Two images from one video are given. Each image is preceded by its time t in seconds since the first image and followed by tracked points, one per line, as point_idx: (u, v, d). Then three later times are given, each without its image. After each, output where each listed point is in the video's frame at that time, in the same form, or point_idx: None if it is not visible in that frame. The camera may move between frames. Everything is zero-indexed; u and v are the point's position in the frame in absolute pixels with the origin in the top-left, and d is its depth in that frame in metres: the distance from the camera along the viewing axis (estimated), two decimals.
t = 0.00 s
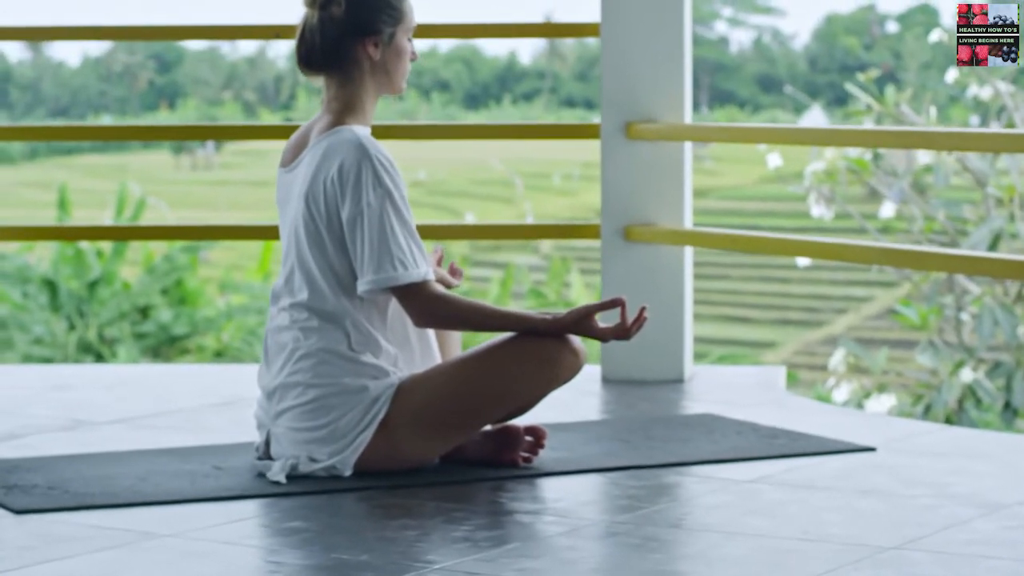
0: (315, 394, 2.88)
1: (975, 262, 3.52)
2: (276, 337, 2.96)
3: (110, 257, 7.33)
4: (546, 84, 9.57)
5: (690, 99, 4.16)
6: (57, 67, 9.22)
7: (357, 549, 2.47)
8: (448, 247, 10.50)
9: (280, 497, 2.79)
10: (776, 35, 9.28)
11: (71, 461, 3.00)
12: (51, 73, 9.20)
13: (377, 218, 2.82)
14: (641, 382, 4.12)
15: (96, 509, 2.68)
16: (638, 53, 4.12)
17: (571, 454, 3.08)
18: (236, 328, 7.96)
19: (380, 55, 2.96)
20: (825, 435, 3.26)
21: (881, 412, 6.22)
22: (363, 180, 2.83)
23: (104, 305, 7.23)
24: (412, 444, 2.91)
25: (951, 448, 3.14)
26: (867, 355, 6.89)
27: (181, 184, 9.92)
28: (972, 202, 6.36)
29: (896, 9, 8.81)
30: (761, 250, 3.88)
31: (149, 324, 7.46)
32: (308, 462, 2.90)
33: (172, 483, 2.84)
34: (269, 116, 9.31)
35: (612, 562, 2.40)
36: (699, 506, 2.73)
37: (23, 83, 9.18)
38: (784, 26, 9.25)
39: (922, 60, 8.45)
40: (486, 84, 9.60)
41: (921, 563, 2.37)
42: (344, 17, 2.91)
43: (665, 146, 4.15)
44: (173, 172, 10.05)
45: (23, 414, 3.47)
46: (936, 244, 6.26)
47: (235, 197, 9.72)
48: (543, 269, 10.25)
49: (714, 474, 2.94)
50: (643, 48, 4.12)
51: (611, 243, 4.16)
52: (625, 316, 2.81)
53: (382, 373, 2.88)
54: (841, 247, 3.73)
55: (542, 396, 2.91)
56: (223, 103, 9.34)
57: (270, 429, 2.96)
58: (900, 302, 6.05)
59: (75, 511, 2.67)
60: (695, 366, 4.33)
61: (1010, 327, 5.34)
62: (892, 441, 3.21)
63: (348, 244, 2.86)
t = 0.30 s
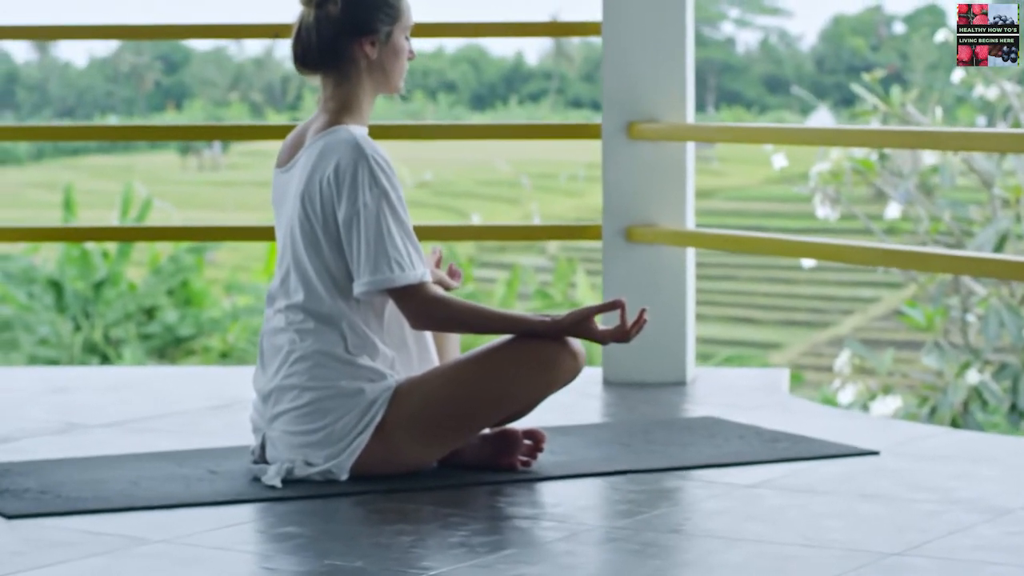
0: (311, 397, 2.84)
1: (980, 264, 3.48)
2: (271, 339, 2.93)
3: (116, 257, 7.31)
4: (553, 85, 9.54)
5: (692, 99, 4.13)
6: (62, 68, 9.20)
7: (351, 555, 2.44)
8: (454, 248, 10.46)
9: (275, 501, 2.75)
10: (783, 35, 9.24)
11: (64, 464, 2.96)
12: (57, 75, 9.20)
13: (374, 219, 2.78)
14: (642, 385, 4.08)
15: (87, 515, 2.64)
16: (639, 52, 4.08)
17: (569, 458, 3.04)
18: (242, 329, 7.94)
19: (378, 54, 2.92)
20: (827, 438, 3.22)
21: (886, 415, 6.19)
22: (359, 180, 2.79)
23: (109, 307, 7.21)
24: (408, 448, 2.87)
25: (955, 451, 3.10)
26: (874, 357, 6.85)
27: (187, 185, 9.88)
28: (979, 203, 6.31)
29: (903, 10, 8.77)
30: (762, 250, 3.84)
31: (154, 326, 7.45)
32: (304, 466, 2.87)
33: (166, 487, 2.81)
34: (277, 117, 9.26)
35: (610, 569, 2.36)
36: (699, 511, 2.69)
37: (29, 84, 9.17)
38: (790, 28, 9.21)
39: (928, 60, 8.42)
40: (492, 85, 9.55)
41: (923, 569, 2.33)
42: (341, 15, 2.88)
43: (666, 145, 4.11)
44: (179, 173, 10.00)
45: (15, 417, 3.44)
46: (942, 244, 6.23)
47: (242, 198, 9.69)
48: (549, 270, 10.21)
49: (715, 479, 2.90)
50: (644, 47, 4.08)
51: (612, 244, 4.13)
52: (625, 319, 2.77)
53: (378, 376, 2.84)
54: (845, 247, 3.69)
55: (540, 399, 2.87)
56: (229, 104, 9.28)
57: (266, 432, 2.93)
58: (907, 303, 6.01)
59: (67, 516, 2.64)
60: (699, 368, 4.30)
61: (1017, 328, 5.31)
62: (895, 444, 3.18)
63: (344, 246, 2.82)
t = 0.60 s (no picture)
0: (306, 402, 2.81)
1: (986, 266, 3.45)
2: (266, 343, 2.90)
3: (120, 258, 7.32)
4: (557, 86, 9.56)
5: (693, 100, 4.09)
6: (68, 70, 9.19)
7: (344, 562, 2.41)
8: (459, 250, 10.42)
9: (269, 507, 2.72)
10: (788, 36, 9.24)
11: (56, 469, 2.93)
12: (63, 76, 9.21)
13: (369, 221, 2.75)
14: (641, 389, 4.05)
15: (79, 521, 2.61)
16: (641, 52, 4.05)
17: (568, 463, 3.00)
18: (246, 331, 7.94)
19: (373, 54, 2.89)
20: (828, 443, 3.19)
21: (890, 417, 6.16)
22: (354, 181, 2.76)
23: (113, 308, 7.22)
24: (404, 452, 2.84)
25: (959, 457, 3.07)
26: (879, 359, 6.82)
27: (192, 187, 9.87)
28: (985, 205, 6.29)
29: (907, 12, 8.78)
30: (764, 253, 3.81)
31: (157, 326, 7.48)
32: (299, 471, 2.83)
33: (159, 492, 2.77)
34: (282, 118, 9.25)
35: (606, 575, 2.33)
36: (699, 517, 2.66)
37: (35, 85, 9.21)
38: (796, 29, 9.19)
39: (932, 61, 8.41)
40: (498, 86, 9.53)
41: None
42: (336, 15, 2.85)
43: (666, 146, 4.08)
44: (184, 174, 9.98)
45: (10, 421, 3.40)
46: (946, 245, 6.21)
47: (247, 199, 9.68)
48: (553, 271, 10.19)
49: (715, 484, 2.87)
50: (645, 47, 4.05)
51: (612, 246, 4.09)
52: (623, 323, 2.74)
53: (374, 380, 2.81)
54: (847, 250, 3.66)
55: (538, 403, 2.84)
56: (233, 105, 9.26)
57: (260, 437, 2.89)
58: (911, 305, 5.99)
59: (57, 522, 2.60)
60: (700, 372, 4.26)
61: (1022, 331, 5.28)
62: (897, 449, 3.14)
63: (339, 248, 2.79)
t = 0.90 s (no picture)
0: (300, 405, 2.77)
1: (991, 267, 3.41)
2: (260, 346, 2.86)
3: (125, 260, 7.31)
4: (564, 87, 9.48)
5: (695, 100, 4.06)
6: (74, 71, 8.99)
7: (337, 569, 2.37)
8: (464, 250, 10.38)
9: (264, 511, 2.68)
10: (795, 38, 9.19)
11: (48, 472, 2.89)
12: (70, 77, 9.00)
13: (365, 221, 2.71)
14: (642, 391, 4.01)
15: (69, 526, 2.57)
16: (642, 51, 4.01)
17: (567, 467, 2.97)
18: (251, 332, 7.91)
19: (369, 53, 2.85)
20: (830, 447, 3.15)
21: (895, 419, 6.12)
22: (350, 182, 2.72)
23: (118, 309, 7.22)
24: (400, 456, 2.80)
25: (962, 461, 3.03)
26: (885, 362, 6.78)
27: (199, 188, 9.83)
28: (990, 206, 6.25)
29: (914, 12, 8.73)
30: (765, 254, 3.77)
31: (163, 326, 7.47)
32: (293, 475, 2.80)
33: (152, 497, 2.74)
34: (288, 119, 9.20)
35: None
36: (699, 522, 2.62)
37: (42, 87, 8.97)
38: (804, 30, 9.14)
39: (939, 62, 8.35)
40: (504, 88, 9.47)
41: None
42: (331, 13, 2.81)
43: (668, 146, 4.04)
44: (191, 175, 9.95)
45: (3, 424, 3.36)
46: (952, 246, 6.17)
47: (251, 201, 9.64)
48: (558, 272, 10.15)
49: (715, 488, 2.83)
50: (647, 46, 4.01)
51: (614, 248, 4.06)
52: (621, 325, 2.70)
53: (370, 383, 2.78)
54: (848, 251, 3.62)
55: (537, 406, 2.80)
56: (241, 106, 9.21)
57: (254, 440, 2.86)
58: (917, 306, 5.95)
59: (47, 527, 2.57)
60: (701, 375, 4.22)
61: None
62: (900, 453, 3.10)
63: (335, 250, 2.76)
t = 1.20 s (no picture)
0: (302, 406, 2.75)
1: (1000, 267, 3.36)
2: (262, 347, 2.83)
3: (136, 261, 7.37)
4: (574, 88, 9.45)
5: (702, 100, 4.03)
6: (85, 72, 9.18)
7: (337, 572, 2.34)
8: (474, 251, 10.36)
9: (264, 514, 2.65)
10: (806, 40, 9.19)
11: (47, 475, 2.87)
12: (81, 78, 9.16)
13: (366, 221, 2.68)
14: (649, 393, 3.98)
15: (67, 529, 2.54)
16: (649, 50, 3.98)
17: (571, 469, 2.93)
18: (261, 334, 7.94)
19: (372, 51, 2.82)
20: (839, 448, 3.12)
21: (904, 420, 6.10)
22: (351, 180, 2.69)
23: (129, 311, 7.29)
24: (402, 459, 2.77)
25: (971, 463, 3.00)
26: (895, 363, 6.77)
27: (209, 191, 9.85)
28: (1001, 207, 6.23)
29: (927, 13, 8.72)
30: (771, 254, 3.74)
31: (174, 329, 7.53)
32: (295, 477, 2.77)
33: (152, 499, 2.71)
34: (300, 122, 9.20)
35: None
36: (705, 525, 2.59)
37: (53, 88, 9.12)
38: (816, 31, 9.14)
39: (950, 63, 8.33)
40: (515, 89, 9.47)
41: None
42: (333, 11, 2.78)
43: (674, 145, 4.01)
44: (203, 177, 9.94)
45: (3, 425, 3.34)
46: (961, 247, 6.16)
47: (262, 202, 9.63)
48: (569, 273, 10.14)
49: (721, 491, 2.80)
50: (654, 45, 3.98)
51: (619, 249, 4.02)
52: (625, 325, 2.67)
53: (372, 385, 2.75)
54: (854, 251, 3.57)
55: (541, 407, 2.77)
56: (252, 108, 9.14)
57: (255, 442, 2.83)
58: (926, 307, 5.93)
59: (45, 530, 2.54)
60: (709, 376, 4.19)
61: None
62: (908, 455, 3.07)
63: (336, 251, 2.73)
